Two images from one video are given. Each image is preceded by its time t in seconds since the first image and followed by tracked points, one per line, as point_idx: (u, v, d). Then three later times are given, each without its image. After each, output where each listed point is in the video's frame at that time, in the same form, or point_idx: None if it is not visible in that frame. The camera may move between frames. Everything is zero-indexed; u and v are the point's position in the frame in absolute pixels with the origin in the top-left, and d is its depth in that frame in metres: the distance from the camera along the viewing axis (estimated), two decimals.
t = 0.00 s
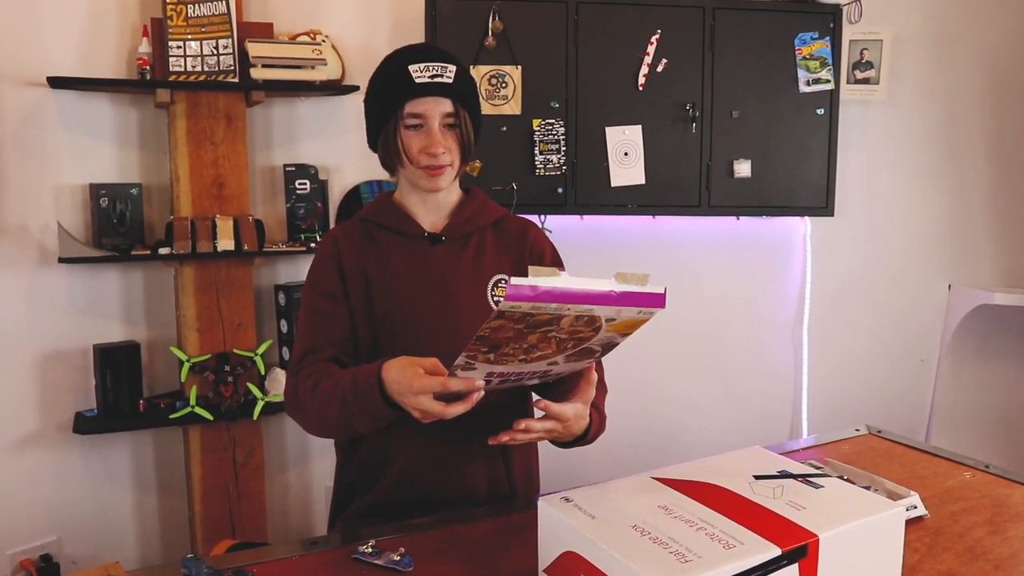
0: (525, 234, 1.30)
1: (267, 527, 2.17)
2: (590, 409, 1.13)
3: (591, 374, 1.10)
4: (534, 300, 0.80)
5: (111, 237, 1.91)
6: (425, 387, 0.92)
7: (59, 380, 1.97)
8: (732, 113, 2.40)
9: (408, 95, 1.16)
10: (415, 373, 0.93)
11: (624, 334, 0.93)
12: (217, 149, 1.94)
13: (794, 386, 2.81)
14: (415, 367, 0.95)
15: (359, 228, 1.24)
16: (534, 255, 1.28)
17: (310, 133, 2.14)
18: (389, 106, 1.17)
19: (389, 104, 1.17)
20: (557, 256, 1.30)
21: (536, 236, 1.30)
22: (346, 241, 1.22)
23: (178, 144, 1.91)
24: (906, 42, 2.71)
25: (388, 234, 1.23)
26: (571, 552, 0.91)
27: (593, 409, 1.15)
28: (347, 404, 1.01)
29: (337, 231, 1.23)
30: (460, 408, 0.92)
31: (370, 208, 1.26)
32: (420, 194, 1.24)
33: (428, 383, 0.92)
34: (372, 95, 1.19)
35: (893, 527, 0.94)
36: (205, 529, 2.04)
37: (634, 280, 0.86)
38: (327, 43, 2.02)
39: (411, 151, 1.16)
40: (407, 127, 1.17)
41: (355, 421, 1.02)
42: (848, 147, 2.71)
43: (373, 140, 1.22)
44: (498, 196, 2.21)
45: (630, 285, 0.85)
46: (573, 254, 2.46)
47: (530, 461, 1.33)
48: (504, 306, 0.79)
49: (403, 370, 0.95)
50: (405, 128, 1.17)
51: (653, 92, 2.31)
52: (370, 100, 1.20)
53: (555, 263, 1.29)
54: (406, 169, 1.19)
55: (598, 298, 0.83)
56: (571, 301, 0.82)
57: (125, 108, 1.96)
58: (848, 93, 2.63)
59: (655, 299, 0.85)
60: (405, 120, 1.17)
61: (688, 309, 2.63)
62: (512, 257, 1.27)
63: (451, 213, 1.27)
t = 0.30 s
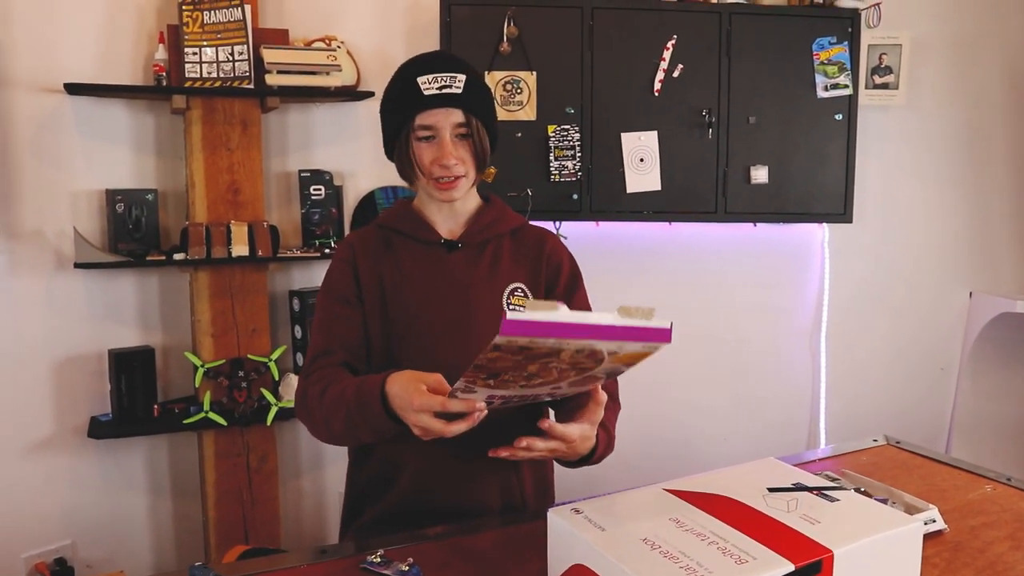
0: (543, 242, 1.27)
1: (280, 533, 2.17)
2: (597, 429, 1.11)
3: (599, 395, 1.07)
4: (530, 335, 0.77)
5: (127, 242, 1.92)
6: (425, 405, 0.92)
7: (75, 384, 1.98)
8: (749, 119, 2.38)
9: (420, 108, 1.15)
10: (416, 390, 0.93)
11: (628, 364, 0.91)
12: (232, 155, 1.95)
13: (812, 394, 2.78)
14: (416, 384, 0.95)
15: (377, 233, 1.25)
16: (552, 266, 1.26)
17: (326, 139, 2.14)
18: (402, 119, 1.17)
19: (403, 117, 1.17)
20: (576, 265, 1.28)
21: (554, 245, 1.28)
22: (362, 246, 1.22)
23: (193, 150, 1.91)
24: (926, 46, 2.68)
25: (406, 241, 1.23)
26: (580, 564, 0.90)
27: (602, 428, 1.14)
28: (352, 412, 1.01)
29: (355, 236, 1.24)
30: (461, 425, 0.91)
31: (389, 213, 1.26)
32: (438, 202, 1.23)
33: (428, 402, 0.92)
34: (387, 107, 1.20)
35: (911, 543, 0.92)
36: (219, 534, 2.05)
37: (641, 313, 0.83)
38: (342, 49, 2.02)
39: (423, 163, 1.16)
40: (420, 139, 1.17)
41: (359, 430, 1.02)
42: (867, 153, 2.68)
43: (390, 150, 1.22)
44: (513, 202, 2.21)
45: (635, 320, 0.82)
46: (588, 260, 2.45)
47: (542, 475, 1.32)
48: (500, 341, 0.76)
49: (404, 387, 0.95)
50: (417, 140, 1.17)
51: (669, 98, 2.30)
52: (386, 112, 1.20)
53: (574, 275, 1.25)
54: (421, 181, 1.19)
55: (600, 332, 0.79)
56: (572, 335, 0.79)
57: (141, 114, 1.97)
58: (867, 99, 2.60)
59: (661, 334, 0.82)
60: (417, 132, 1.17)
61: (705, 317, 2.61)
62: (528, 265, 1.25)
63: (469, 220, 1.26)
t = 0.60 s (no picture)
0: (565, 253, 1.24)
1: (297, 539, 2.17)
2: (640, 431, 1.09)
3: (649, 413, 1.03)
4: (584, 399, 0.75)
5: (145, 249, 1.93)
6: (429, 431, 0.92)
7: (94, 389, 1.99)
8: (771, 123, 2.34)
9: (438, 114, 1.14)
10: (420, 415, 0.94)
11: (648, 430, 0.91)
12: (250, 161, 1.95)
13: (836, 402, 2.73)
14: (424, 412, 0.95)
15: (396, 240, 1.24)
16: (573, 277, 1.22)
17: (343, 145, 2.14)
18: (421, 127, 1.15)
19: (422, 125, 1.16)
20: (599, 277, 1.24)
21: (577, 255, 1.24)
22: (381, 253, 1.21)
23: (211, 156, 1.92)
24: (954, 48, 2.63)
25: (425, 250, 1.22)
26: None
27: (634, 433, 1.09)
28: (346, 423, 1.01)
29: (374, 243, 1.23)
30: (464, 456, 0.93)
31: (410, 220, 1.25)
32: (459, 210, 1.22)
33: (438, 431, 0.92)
34: (406, 115, 1.19)
35: (933, 564, 0.89)
36: (236, 540, 2.04)
37: (677, 391, 0.84)
38: (359, 55, 2.02)
39: (443, 170, 1.14)
40: (438, 146, 1.15)
41: (354, 445, 1.02)
42: (893, 157, 2.63)
43: (411, 158, 1.21)
44: (530, 208, 2.19)
45: (676, 397, 0.83)
46: (607, 266, 2.43)
47: (560, 486, 1.28)
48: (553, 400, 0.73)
49: (408, 411, 0.95)
50: (436, 148, 1.15)
51: (689, 102, 2.27)
52: (405, 119, 1.19)
53: (596, 286, 1.23)
54: (442, 188, 1.17)
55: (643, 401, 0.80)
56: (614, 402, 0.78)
57: (160, 120, 1.98)
58: (892, 102, 2.55)
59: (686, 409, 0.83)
60: (435, 140, 1.15)
61: (727, 323, 2.57)
62: (549, 275, 1.22)
63: (490, 229, 1.24)
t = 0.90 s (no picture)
0: (587, 252, 1.23)
1: (308, 538, 2.16)
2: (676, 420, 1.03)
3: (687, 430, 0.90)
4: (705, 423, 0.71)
5: (157, 247, 1.93)
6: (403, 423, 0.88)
7: (106, 387, 1.99)
8: (786, 121, 2.31)
9: (460, 106, 1.13)
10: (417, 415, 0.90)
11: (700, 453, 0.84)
12: (261, 159, 1.95)
13: (852, 403, 2.70)
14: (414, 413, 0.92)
15: (413, 241, 1.23)
16: (596, 278, 1.21)
17: (355, 143, 2.13)
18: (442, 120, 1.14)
19: (443, 119, 1.14)
20: (622, 275, 1.23)
21: (599, 254, 1.23)
22: (398, 254, 1.20)
23: (222, 154, 1.92)
24: (973, 44, 2.58)
25: (443, 250, 1.21)
26: None
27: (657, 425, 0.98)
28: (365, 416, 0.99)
29: (391, 244, 1.22)
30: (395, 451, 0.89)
31: (426, 220, 1.24)
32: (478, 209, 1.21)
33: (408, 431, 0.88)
34: (425, 111, 1.17)
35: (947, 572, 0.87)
36: (247, 538, 2.04)
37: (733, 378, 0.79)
38: (371, 53, 2.02)
39: (465, 165, 1.13)
40: (460, 140, 1.14)
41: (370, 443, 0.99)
42: (910, 155, 2.60)
43: (430, 156, 1.19)
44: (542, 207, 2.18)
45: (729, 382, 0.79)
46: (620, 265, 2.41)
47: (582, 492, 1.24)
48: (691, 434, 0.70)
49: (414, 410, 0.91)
50: (457, 142, 1.14)
51: (703, 99, 2.24)
52: (424, 114, 1.18)
53: (619, 286, 1.21)
54: (462, 185, 1.16)
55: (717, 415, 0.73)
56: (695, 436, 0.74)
57: (172, 119, 1.98)
58: (910, 99, 2.51)
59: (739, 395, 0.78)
60: (457, 132, 1.14)
61: (742, 323, 2.55)
62: (571, 276, 1.21)
63: (510, 229, 1.23)
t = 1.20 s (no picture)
0: (611, 248, 1.19)
1: (316, 534, 2.16)
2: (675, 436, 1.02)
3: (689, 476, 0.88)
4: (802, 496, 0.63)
5: (164, 244, 1.94)
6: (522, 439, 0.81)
7: (114, 384, 1.99)
8: (795, 116, 2.29)
9: (485, 100, 1.08)
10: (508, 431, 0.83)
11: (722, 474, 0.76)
12: (268, 156, 1.94)
13: (863, 400, 2.68)
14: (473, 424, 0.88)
15: (431, 233, 1.17)
16: (620, 275, 1.18)
17: (361, 140, 2.13)
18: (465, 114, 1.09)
19: (465, 112, 1.10)
20: (645, 272, 1.20)
21: (623, 249, 1.20)
22: (418, 246, 1.15)
23: (229, 151, 1.92)
24: (987, 37, 2.56)
25: (463, 245, 1.16)
26: None
27: (665, 455, 0.98)
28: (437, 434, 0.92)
29: (408, 234, 1.16)
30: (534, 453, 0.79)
31: (443, 211, 1.19)
32: (500, 203, 1.16)
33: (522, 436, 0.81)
34: (446, 102, 1.13)
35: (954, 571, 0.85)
36: (254, 535, 2.05)
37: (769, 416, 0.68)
38: (377, 49, 2.01)
39: (490, 161, 1.08)
40: (485, 135, 1.09)
41: (440, 454, 0.92)
42: (922, 150, 2.57)
43: (449, 148, 1.15)
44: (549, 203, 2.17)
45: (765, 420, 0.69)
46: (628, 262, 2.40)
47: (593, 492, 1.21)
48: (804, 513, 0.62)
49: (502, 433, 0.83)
50: (482, 137, 1.09)
51: (711, 94, 2.23)
52: (445, 105, 1.13)
53: (642, 284, 1.18)
54: (485, 180, 1.12)
55: (786, 477, 0.65)
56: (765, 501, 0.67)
57: (179, 116, 1.98)
58: (922, 93, 2.49)
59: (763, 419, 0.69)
60: (482, 128, 1.09)
61: (752, 320, 2.53)
62: (594, 273, 1.17)
63: (531, 222, 1.19)
